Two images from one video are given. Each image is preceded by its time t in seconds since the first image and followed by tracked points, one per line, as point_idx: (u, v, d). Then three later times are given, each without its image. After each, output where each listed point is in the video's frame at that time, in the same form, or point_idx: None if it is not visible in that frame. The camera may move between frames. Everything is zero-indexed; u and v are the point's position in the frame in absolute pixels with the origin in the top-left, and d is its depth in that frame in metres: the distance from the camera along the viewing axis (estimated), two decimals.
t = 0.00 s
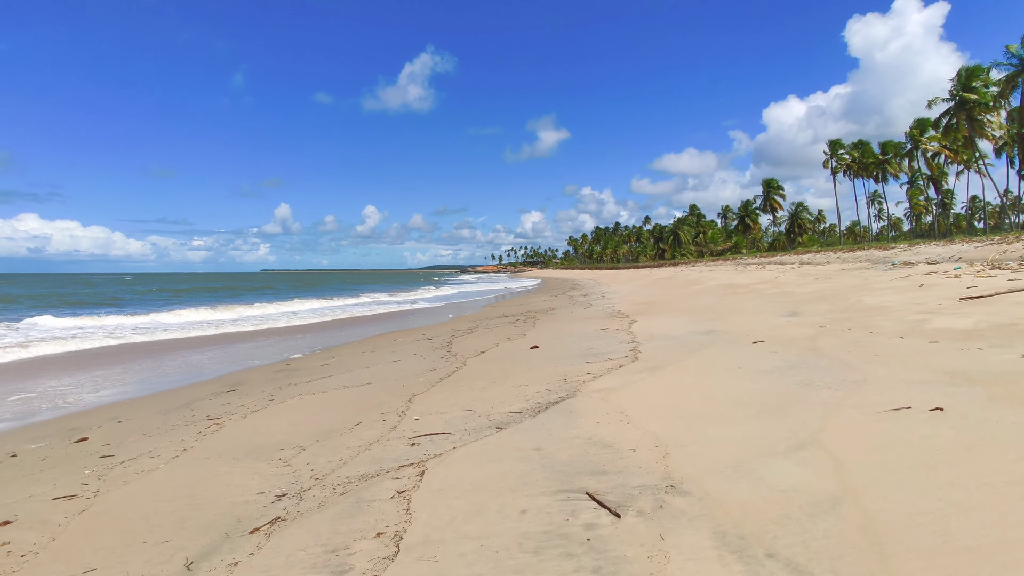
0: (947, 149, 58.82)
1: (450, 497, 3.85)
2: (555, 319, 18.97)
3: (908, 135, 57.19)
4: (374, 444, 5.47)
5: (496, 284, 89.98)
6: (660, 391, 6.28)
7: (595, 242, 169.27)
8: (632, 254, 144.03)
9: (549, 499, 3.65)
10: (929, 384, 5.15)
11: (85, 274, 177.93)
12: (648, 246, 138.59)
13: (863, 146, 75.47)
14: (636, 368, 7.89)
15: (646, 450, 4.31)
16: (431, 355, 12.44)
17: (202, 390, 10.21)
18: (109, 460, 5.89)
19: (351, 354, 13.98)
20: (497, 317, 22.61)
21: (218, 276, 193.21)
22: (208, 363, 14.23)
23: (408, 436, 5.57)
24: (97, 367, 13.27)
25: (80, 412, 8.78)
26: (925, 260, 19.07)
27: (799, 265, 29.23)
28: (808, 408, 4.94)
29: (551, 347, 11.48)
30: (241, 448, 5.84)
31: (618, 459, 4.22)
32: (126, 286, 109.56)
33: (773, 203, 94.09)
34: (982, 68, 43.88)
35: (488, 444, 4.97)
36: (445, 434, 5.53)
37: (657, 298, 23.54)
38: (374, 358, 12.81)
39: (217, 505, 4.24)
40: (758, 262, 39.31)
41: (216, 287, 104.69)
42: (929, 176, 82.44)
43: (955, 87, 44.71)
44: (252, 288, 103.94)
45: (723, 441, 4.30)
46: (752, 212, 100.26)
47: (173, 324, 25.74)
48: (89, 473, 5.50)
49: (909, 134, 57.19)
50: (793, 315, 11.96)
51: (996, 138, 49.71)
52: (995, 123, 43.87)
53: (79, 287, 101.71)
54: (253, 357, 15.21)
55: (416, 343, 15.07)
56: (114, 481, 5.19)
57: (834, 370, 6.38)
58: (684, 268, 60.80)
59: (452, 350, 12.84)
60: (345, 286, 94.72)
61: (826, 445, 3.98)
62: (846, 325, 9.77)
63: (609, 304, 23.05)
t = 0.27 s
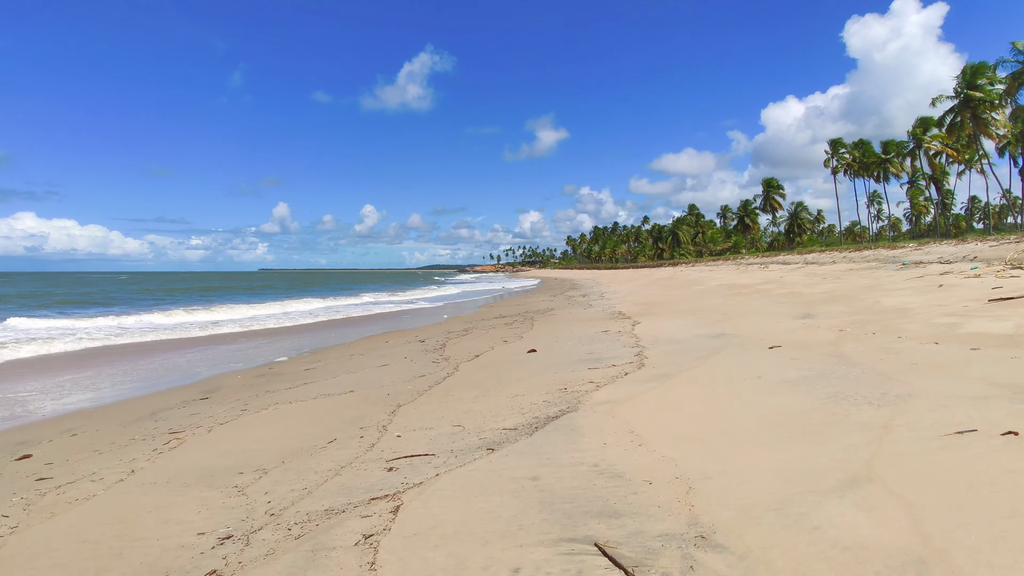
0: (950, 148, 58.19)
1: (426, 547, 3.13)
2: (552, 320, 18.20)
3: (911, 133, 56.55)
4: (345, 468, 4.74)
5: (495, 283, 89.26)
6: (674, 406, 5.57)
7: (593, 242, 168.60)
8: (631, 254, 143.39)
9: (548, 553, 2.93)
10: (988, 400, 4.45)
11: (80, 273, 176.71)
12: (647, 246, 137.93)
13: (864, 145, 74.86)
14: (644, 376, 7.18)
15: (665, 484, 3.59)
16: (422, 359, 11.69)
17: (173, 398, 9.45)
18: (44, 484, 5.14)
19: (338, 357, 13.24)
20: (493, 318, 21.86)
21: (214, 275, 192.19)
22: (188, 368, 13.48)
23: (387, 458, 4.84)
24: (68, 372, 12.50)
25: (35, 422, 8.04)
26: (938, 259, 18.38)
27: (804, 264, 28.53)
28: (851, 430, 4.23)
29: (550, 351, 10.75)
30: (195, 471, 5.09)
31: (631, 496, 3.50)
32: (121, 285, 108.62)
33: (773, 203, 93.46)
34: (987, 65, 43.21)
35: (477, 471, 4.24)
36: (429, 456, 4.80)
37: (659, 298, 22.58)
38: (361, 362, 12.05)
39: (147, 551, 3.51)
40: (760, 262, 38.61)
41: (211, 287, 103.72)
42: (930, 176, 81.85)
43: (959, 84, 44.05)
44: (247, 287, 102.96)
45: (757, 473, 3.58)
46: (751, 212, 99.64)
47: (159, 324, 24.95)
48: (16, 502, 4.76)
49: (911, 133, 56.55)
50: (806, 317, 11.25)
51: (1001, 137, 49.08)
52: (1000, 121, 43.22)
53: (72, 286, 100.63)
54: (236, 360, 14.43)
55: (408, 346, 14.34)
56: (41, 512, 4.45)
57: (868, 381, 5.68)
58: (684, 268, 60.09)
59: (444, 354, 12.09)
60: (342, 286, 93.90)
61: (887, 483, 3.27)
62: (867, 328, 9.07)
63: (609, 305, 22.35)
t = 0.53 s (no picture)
0: (953, 146, 57.49)
1: None
2: (552, 321, 17.43)
3: (914, 132, 55.83)
4: (309, 502, 3.99)
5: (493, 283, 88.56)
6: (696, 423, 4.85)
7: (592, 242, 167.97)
8: (630, 254, 142.63)
9: None
10: None
11: (76, 272, 175.48)
12: (646, 246, 137.17)
13: (866, 144, 74.19)
14: (656, 385, 6.45)
15: (701, 534, 2.84)
16: (413, 363, 10.92)
17: (140, 407, 8.67)
18: None
19: (326, 360, 12.51)
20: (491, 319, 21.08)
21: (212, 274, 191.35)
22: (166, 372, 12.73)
23: (361, 488, 4.10)
24: (37, 377, 11.77)
25: None
26: (954, 258, 17.61)
27: (810, 263, 27.76)
28: (923, 461, 3.46)
29: (551, 354, 10.00)
30: (137, 502, 4.36)
31: (660, 551, 2.75)
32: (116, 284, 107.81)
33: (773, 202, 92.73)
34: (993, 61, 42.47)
35: (464, 510, 3.49)
36: (411, 485, 4.06)
37: (662, 298, 21.83)
38: (348, 367, 11.27)
39: None
40: (764, 262, 37.87)
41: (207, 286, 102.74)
42: (932, 175, 81.21)
43: (965, 81, 43.31)
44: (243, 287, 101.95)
45: (820, 523, 2.82)
46: (751, 212, 99.12)
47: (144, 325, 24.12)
48: None
49: (915, 131, 55.83)
50: (824, 319, 10.52)
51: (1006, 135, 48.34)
52: (1006, 118, 42.48)
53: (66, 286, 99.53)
54: (217, 364, 13.65)
55: (401, 349, 13.56)
56: None
57: (918, 394, 4.93)
58: (684, 268, 59.30)
59: (438, 358, 11.32)
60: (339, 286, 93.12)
61: (987, 535, 2.56)
62: (896, 330, 8.33)
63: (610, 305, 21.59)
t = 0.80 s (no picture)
0: (957, 145, 56.76)
1: None
2: (550, 323, 16.60)
3: (918, 130, 55.10)
4: (245, 560, 3.19)
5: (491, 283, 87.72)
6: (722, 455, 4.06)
7: (591, 241, 167.19)
8: (629, 254, 141.86)
9: None
10: None
11: (71, 271, 174.19)
12: (645, 245, 136.30)
13: (867, 143, 73.46)
14: (670, 402, 5.65)
15: None
16: (402, 370, 10.09)
17: (94, 421, 7.85)
18: None
19: (309, 367, 11.70)
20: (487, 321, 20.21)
21: (208, 274, 190.30)
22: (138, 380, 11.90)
23: (313, 541, 3.30)
24: None
25: None
26: (971, 258, 16.85)
27: (816, 263, 26.92)
28: None
29: (549, 362, 9.18)
30: (42, 555, 3.56)
31: None
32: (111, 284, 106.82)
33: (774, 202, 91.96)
34: (1000, 58, 41.73)
35: None
36: (376, 538, 3.26)
37: (665, 300, 21.05)
38: (331, 374, 10.43)
39: None
40: (766, 262, 37.10)
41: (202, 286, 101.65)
42: (934, 174, 80.53)
43: (971, 78, 42.58)
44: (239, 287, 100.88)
45: None
46: (751, 211, 98.44)
47: (126, 327, 23.20)
48: None
49: (918, 129, 55.11)
50: (845, 323, 9.71)
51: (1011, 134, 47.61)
52: (1012, 115, 41.75)
53: (59, 285, 98.46)
54: (194, 371, 12.79)
55: (390, 354, 12.76)
56: None
57: (984, 417, 4.15)
58: (685, 268, 58.43)
59: (427, 364, 10.49)
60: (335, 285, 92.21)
61: None
62: (929, 337, 7.55)
63: (612, 306, 20.76)
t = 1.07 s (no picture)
0: (961, 143, 56.03)
1: None
2: (548, 326, 15.83)
3: (922, 128, 54.37)
4: None
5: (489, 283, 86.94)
6: (761, 508, 3.29)
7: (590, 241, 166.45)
8: (629, 254, 141.14)
9: None
10: None
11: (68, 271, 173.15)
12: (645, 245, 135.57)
13: (870, 141, 72.73)
14: (686, 424, 4.90)
15: None
16: (388, 379, 9.30)
17: (42, 438, 7.06)
18: None
19: (290, 375, 10.92)
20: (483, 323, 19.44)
21: (206, 273, 189.37)
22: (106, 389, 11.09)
23: None
24: None
25: None
26: (989, 258, 16.10)
27: (823, 262, 26.16)
28: None
29: (547, 371, 8.40)
30: None
31: None
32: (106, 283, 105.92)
33: (775, 201, 91.22)
34: (1007, 54, 40.98)
35: None
36: None
37: (668, 301, 20.29)
38: (312, 382, 9.65)
39: None
40: (770, 261, 36.37)
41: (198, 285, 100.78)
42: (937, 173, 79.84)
43: (977, 75, 41.85)
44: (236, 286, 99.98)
45: None
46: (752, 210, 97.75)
47: (110, 328, 22.42)
48: None
49: (922, 127, 54.37)
50: (869, 328, 8.95)
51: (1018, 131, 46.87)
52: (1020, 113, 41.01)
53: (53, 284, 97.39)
54: (168, 378, 11.99)
55: (378, 359, 11.99)
56: None
57: None
58: (686, 267, 57.59)
59: (416, 372, 9.72)
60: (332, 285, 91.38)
61: None
62: (970, 345, 6.80)
63: (614, 307, 20.00)
